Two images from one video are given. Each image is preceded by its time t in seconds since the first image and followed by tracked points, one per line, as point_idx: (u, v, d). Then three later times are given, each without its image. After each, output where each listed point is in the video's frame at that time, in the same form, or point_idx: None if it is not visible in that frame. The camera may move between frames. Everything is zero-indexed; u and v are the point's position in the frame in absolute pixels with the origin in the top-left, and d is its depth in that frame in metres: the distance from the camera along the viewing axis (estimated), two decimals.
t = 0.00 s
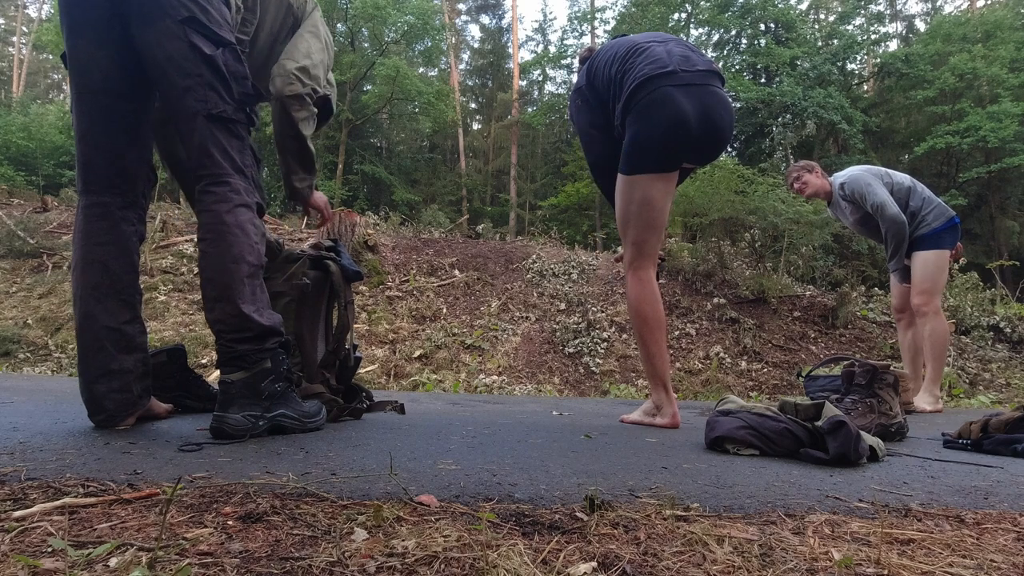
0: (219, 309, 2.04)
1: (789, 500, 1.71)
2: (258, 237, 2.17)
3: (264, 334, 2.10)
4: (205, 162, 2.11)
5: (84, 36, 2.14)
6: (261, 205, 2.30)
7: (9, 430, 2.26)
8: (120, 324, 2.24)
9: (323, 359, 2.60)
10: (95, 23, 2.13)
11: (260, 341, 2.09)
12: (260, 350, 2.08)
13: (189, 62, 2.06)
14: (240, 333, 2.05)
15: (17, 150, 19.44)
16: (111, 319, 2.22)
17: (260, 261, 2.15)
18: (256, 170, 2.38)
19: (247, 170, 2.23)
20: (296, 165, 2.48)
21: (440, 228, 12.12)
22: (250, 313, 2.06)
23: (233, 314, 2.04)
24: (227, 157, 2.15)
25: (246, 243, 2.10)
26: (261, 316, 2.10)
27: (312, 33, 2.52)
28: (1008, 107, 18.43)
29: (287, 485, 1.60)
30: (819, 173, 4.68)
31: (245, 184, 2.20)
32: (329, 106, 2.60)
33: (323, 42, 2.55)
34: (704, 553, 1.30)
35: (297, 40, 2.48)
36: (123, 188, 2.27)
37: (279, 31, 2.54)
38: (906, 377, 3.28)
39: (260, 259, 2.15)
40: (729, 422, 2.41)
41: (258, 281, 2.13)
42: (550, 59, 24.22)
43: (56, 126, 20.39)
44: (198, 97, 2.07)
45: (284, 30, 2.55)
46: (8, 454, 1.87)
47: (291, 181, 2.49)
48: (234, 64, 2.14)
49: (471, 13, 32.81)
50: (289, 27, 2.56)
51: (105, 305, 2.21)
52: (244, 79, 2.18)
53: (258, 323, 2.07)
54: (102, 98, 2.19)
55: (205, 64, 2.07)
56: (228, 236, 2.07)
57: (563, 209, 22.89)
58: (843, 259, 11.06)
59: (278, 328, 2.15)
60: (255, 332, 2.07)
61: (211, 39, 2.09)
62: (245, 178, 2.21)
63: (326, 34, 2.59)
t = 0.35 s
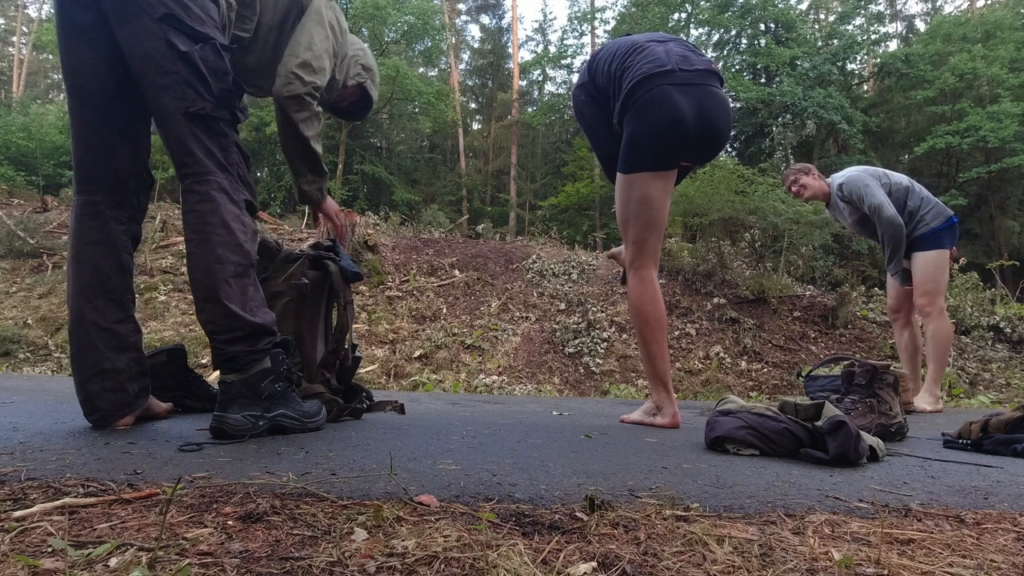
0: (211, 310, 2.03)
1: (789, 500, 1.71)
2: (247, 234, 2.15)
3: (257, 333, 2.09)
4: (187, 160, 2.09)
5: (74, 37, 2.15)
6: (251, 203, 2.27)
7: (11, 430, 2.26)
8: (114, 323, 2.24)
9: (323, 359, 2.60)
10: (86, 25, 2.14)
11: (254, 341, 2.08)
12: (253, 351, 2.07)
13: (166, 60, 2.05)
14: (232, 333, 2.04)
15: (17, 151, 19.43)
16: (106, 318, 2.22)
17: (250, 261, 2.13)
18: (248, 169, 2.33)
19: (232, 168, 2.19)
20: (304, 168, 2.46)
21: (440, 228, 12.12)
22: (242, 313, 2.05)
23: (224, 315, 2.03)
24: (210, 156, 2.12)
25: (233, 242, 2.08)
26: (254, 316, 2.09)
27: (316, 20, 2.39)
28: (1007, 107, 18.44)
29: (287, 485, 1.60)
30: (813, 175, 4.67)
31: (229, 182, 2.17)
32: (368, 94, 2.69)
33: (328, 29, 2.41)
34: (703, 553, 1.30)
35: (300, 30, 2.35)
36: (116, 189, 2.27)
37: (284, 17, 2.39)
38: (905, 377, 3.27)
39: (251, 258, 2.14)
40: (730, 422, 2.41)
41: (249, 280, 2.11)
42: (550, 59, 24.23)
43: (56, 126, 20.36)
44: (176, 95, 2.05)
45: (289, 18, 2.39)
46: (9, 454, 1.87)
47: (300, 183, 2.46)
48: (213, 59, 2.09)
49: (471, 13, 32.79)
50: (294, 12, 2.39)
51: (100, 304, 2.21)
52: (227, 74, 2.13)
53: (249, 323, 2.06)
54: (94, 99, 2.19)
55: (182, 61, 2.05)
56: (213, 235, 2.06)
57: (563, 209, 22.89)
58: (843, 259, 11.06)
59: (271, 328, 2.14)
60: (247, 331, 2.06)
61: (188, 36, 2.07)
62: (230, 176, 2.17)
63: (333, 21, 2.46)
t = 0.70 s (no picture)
0: (206, 310, 2.03)
1: (789, 500, 1.71)
2: (244, 232, 2.13)
3: (253, 334, 2.08)
4: (186, 159, 2.07)
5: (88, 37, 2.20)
6: (254, 202, 2.23)
7: (11, 430, 2.26)
8: (113, 316, 2.22)
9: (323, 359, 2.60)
10: (97, 25, 2.19)
11: (248, 342, 2.07)
12: (248, 352, 2.07)
13: (164, 57, 2.03)
14: (226, 333, 2.04)
15: (17, 151, 19.43)
16: (105, 311, 2.21)
17: (246, 259, 2.12)
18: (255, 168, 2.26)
19: (232, 164, 2.15)
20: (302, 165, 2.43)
21: (440, 228, 12.12)
22: (236, 313, 2.05)
23: (218, 313, 2.03)
24: (209, 153, 2.10)
25: (233, 241, 2.08)
26: (250, 316, 2.08)
27: None
28: (1008, 107, 18.45)
29: (287, 485, 1.60)
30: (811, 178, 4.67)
31: (228, 180, 2.13)
32: (410, 91, 2.64)
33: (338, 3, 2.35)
34: (704, 553, 1.30)
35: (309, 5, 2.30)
36: (125, 184, 2.26)
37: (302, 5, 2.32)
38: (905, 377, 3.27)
39: (247, 256, 2.13)
40: (729, 422, 2.41)
41: (245, 279, 2.10)
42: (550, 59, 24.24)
43: (55, 126, 20.35)
44: (172, 93, 2.04)
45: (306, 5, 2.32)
46: (9, 455, 1.87)
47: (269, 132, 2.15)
48: (209, 54, 2.06)
49: (471, 13, 32.81)
50: None
51: (99, 297, 2.20)
52: (225, 70, 2.11)
53: (244, 324, 2.06)
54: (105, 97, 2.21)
55: (179, 58, 2.03)
56: (207, 233, 2.05)
57: (563, 209, 22.88)
58: (843, 259, 11.07)
59: (267, 328, 2.13)
60: (240, 331, 2.05)
61: (187, 32, 2.05)
62: (230, 172, 2.14)
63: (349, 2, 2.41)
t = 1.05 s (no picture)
0: (221, 305, 2.04)
1: (789, 500, 1.71)
2: (276, 236, 2.14)
3: (259, 335, 2.07)
4: (223, 163, 2.10)
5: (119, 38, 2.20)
6: (290, 203, 2.24)
7: (11, 430, 2.26)
8: (137, 317, 2.23)
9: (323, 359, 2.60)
10: (126, 24, 2.18)
11: (254, 342, 2.07)
12: (252, 352, 2.07)
13: (200, 65, 2.05)
14: (235, 331, 2.04)
15: (17, 151, 19.45)
16: (130, 312, 2.22)
17: (272, 262, 2.12)
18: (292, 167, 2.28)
19: (269, 169, 2.17)
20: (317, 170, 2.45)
21: (440, 228, 12.13)
22: (247, 312, 2.04)
23: (231, 311, 2.03)
24: (246, 157, 2.12)
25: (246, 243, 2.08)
26: (263, 316, 2.08)
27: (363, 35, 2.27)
28: (1007, 107, 18.45)
29: (286, 485, 1.59)
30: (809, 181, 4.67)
31: (265, 182, 2.15)
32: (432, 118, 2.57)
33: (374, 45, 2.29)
34: (704, 553, 1.30)
35: (345, 48, 2.25)
36: (160, 187, 2.31)
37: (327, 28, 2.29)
38: (905, 377, 3.27)
39: (273, 259, 2.13)
40: (729, 422, 2.41)
41: (266, 282, 2.10)
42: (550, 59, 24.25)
43: (55, 126, 20.36)
44: (207, 99, 2.06)
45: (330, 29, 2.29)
46: (8, 454, 1.87)
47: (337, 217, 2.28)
48: (241, 58, 2.06)
49: (471, 13, 32.82)
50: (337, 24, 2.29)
51: (126, 298, 2.22)
52: (258, 70, 2.08)
53: (253, 325, 2.05)
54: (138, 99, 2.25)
55: (212, 65, 2.05)
56: (242, 233, 2.07)
57: (563, 209, 22.87)
58: (843, 259, 11.07)
59: (277, 329, 2.12)
60: (249, 331, 2.05)
61: (217, 37, 2.04)
62: (267, 177, 2.16)
63: (381, 35, 2.33)
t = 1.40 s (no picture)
0: (243, 297, 2.04)
1: (789, 500, 1.71)
2: (308, 241, 2.19)
3: (273, 333, 2.08)
4: (263, 171, 2.15)
5: (130, 35, 2.15)
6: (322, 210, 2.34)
7: (10, 431, 2.26)
8: (130, 320, 2.22)
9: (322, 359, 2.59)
10: (145, 24, 2.14)
11: (268, 339, 2.07)
12: (262, 348, 2.07)
13: (240, 81, 2.08)
14: (253, 324, 2.04)
15: (17, 150, 19.46)
16: (123, 314, 2.20)
17: (301, 263, 2.16)
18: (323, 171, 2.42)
19: (308, 176, 2.28)
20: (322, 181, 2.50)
21: (440, 228, 12.14)
22: (269, 306, 2.05)
23: (250, 304, 2.04)
24: (285, 167, 2.19)
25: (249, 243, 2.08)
26: (279, 313, 2.08)
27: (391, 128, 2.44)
28: (1007, 107, 18.44)
29: (287, 485, 1.60)
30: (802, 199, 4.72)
31: (304, 191, 2.24)
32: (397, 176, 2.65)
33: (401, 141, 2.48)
34: (704, 553, 1.30)
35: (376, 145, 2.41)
36: (161, 190, 2.32)
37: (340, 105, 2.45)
38: (905, 378, 3.27)
39: (303, 259, 2.17)
40: (730, 422, 2.41)
41: (293, 280, 2.12)
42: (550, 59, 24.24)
43: (55, 126, 20.34)
44: (251, 112, 2.10)
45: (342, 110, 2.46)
46: (8, 455, 1.87)
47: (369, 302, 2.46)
48: (282, 74, 2.10)
49: (471, 13, 32.81)
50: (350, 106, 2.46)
51: (118, 300, 2.20)
52: (297, 87, 2.15)
53: (271, 322, 2.06)
54: (145, 97, 2.22)
55: (253, 81, 2.07)
56: (278, 233, 2.11)
57: (563, 209, 22.85)
58: (843, 259, 11.07)
59: (292, 328, 2.13)
60: (267, 327, 2.05)
61: (258, 53, 2.07)
62: (304, 185, 2.25)
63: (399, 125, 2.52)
